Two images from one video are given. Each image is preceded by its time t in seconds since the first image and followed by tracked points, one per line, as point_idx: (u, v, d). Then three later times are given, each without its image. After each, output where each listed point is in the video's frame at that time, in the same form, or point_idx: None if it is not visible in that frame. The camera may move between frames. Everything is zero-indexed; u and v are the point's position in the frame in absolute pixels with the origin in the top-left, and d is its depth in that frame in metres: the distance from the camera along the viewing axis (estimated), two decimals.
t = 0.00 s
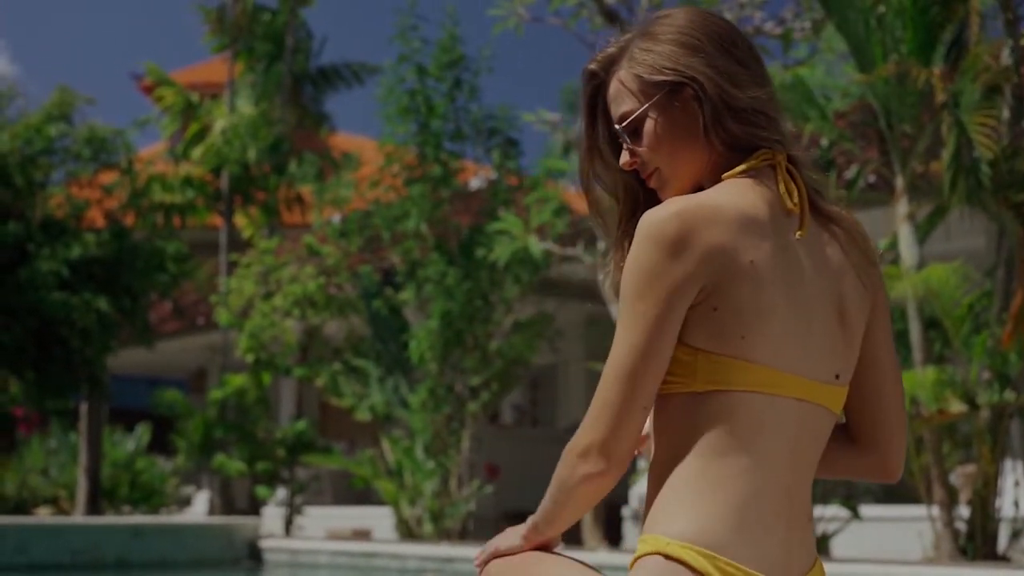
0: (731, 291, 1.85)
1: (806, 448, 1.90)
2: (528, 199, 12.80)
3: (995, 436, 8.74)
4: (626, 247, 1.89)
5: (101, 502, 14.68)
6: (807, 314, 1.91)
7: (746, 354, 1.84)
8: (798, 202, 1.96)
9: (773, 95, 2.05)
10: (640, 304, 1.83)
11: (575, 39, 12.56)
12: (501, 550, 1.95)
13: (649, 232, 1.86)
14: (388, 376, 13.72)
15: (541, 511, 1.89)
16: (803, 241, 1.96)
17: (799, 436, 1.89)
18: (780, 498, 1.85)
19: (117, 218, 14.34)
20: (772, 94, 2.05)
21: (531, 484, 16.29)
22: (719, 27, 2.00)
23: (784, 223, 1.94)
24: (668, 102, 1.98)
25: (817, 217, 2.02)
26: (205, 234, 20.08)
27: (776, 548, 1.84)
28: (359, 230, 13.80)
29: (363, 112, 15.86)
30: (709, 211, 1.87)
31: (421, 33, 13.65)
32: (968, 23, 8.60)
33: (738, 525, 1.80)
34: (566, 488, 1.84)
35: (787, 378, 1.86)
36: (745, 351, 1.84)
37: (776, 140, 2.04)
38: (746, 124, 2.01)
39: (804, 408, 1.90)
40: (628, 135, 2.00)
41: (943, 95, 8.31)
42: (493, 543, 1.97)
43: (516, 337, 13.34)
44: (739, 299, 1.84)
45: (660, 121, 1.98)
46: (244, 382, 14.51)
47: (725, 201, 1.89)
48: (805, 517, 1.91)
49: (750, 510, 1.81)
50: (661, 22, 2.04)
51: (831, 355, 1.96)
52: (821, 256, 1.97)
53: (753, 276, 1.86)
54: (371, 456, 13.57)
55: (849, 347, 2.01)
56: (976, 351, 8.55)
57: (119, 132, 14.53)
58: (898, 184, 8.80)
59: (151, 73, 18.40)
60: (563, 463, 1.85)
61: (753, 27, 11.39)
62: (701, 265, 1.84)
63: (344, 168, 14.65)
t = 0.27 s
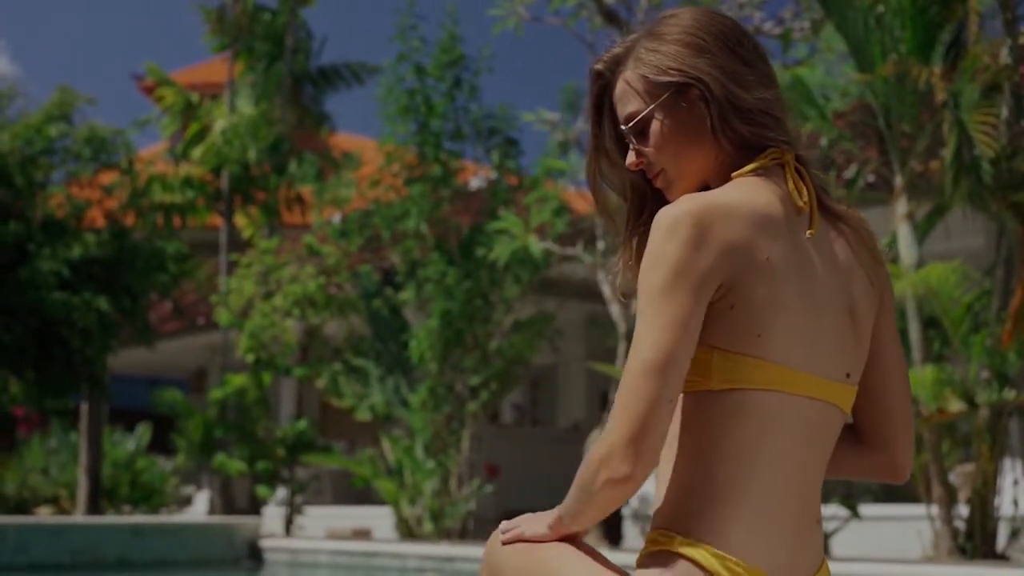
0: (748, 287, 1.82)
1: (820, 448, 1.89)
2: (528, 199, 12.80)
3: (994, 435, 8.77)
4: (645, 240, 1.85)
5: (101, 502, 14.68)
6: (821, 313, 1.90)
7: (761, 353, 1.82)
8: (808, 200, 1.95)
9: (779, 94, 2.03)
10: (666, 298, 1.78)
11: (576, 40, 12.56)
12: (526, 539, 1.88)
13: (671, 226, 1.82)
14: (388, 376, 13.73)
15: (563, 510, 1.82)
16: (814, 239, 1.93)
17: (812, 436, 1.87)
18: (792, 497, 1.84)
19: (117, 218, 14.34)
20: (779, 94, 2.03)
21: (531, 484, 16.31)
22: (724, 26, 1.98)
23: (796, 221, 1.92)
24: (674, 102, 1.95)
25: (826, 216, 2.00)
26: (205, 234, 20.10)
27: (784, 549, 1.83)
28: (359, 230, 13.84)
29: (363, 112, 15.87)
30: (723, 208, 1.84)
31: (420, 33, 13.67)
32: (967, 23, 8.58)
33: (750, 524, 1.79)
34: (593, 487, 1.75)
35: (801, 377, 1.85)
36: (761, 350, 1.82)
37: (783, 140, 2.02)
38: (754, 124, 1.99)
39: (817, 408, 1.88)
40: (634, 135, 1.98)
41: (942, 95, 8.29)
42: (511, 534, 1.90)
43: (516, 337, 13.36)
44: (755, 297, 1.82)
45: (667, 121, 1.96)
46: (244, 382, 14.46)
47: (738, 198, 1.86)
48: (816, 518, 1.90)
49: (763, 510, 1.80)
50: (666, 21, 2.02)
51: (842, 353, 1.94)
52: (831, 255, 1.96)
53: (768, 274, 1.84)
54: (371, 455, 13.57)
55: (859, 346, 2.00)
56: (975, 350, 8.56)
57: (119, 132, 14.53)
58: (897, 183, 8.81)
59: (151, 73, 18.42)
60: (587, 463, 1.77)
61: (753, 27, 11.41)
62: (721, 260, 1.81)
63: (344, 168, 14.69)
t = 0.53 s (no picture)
0: (762, 285, 1.83)
1: (829, 449, 1.89)
2: (528, 199, 12.81)
3: (993, 434, 8.78)
4: (662, 232, 1.84)
5: (101, 502, 14.68)
6: (831, 313, 1.90)
7: (772, 352, 1.82)
8: (818, 199, 1.94)
9: (786, 95, 2.04)
10: (689, 287, 1.77)
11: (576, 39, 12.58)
12: (546, 537, 1.91)
13: (690, 217, 1.82)
14: (388, 376, 13.73)
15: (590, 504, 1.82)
16: (823, 240, 1.93)
17: (822, 437, 1.87)
18: (801, 498, 1.84)
19: (117, 218, 14.35)
20: (786, 95, 2.04)
21: (532, 484, 16.32)
22: (732, 26, 1.99)
23: (806, 222, 1.91)
24: (682, 102, 1.96)
25: (834, 216, 2.00)
26: (205, 234, 20.10)
27: (786, 550, 1.83)
28: (359, 230, 13.84)
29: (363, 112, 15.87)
30: (739, 205, 1.83)
31: (420, 32, 13.68)
32: (966, 24, 8.57)
33: (758, 523, 1.80)
34: (623, 478, 1.73)
35: (812, 377, 1.85)
36: (774, 349, 1.82)
37: (793, 140, 2.02)
38: (762, 124, 1.99)
39: (826, 409, 1.88)
40: (641, 134, 1.99)
41: (943, 95, 8.31)
42: (532, 528, 1.93)
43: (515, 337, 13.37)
44: (769, 295, 1.83)
45: (673, 120, 1.97)
46: (243, 382, 14.35)
47: (752, 196, 1.86)
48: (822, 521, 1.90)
49: (772, 510, 1.81)
50: (674, 20, 2.03)
51: (851, 353, 1.94)
52: (840, 256, 1.96)
53: (782, 272, 1.84)
54: (371, 455, 13.56)
55: (866, 346, 2.00)
56: (975, 350, 8.56)
57: (119, 132, 14.53)
58: (897, 183, 8.82)
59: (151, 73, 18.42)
60: (615, 454, 1.74)
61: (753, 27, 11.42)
62: (739, 253, 1.81)
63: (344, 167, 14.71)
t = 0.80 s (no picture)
0: (776, 284, 1.84)
1: (836, 449, 1.90)
2: (528, 199, 12.81)
3: (993, 434, 8.78)
4: (682, 224, 1.83)
5: (101, 502, 14.67)
6: (840, 313, 1.91)
7: (783, 351, 1.84)
8: (827, 200, 1.94)
9: (794, 94, 2.04)
10: (714, 277, 1.76)
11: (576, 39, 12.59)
12: (568, 545, 1.92)
13: (710, 209, 1.82)
14: (388, 375, 13.72)
15: (616, 505, 1.81)
16: (832, 240, 1.93)
17: (830, 437, 1.88)
18: (810, 498, 1.85)
19: (118, 218, 14.35)
20: (794, 93, 2.04)
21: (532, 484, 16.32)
22: (743, 24, 1.98)
23: (817, 223, 1.92)
24: (690, 100, 1.96)
25: (842, 217, 2.01)
26: (205, 234, 20.09)
27: (793, 549, 1.83)
28: (359, 229, 13.85)
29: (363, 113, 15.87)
30: (756, 202, 1.84)
31: (420, 32, 13.68)
32: (966, 24, 8.52)
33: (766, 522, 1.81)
34: (659, 466, 1.71)
35: (822, 377, 1.86)
36: (786, 349, 1.84)
37: (801, 140, 2.02)
38: (771, 122, 1.99)
39: (833, 409, 1.89)
40: (650, 132, 1.99)
41: (943, 94, 8.30)
42: (553, 534, 1.94)
43: (516, 337, 13.36)
44: (783, 294, 1.84)
45: (681, 118, 1.96)
46: (245, 381, 14.42)
47: (767, 192, 1.86)
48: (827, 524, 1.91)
49: (782, 509, 1.82)
50: (681, 17, 2.02)
51: (858, 353, 1.95)
52: (848, 257, 1.96)
53: (796, 270, 1.85)
54: (371, 455, 13.55)
55: (873, 347, 2.00)
56: (975, 350, 8.56)
57: (119, 132, 14.52)
58: (898, 183, 8.81)
59: (151, 73, 18.41)
60: (648, 444, 1.72)
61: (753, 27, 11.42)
62: (758, 247, 1.81)
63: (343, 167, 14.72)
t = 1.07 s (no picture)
0: (785, 281, 1.85)
1: (842, 448, 1.91)
2: (528, 199, 12.82)
3: (993, 434, 8.79)
4: (692, 220, 1.85)
5: (100, 502, 14.66)
6: (846, 312, 1.92)
7: (791, 349, 1.85)
8: (833, 199, 1.95)
9: (799, 92, 2.04)
10: (727, 267, 1.78)
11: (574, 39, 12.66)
12: (578, 562, 1.88)
13: (721, 205, 1.83)
14: (388, 375, 13.73)
15: (626, 506, 1.78)
16: (838, 240, 1.94)
17: (836, 435, 1.89)
18: (815, 497, 1.86)
19: (117, 218, 14.34)
20: (799, 92, 2.04)
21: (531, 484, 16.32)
22: (749, 22, 1.98)
23: (824, 222, 1.93)
24: (696, 98, 1.96)
25: (848, 216, 2.02)
26: (205, 234, 20.10)
27: (796, 546, 1.85)
28: (359, 229, 13.85)
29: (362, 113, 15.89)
30: (764, 200, 1.85)
31: (419, 32, 13.69)
32: (965, 23, 8.57)
33: (772, 522, 1.82)
34: (674, 448, 1.68)
35: (828, 376, 1.87)
36: (794, 348, 1.85)
37: (807, 138, 2.02)
38: (776, 121, 1.99)
39: (840, 407, 1.90)
40: (654, 130, 1.99)
41: (943, 94, 8.30)
42: (566, 551, 1.89)
43: (515, 336, 13.37)
44: (792, 292, 1.85)
45: (686, 117, 1.97)
46: (243, 380, 14.44)
47: (775, 192, 1.87)
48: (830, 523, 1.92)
49: (789, 507, 1.83)
50: (686, 15, 2.02)
51: (864, 353, 1.96)
52: (854, 256, 1.97)
53: (805, 268, 1.86)
54: (371, 455, 13.54)
55: (878, 346, 2.01)
56: (974, 350, 8.55)
57: (119, 131, 14.51)
58: (897, 183, 8.82)
59: (151, 73, 18.41)
60: (663, 426, 1.70)
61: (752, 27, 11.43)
62: (769, 241, 1.82)
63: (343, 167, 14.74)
